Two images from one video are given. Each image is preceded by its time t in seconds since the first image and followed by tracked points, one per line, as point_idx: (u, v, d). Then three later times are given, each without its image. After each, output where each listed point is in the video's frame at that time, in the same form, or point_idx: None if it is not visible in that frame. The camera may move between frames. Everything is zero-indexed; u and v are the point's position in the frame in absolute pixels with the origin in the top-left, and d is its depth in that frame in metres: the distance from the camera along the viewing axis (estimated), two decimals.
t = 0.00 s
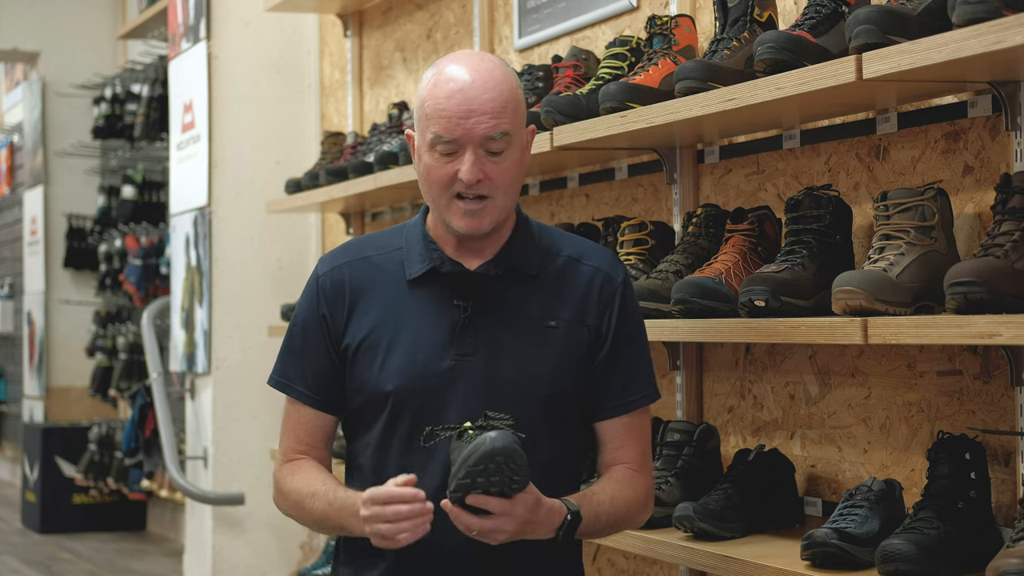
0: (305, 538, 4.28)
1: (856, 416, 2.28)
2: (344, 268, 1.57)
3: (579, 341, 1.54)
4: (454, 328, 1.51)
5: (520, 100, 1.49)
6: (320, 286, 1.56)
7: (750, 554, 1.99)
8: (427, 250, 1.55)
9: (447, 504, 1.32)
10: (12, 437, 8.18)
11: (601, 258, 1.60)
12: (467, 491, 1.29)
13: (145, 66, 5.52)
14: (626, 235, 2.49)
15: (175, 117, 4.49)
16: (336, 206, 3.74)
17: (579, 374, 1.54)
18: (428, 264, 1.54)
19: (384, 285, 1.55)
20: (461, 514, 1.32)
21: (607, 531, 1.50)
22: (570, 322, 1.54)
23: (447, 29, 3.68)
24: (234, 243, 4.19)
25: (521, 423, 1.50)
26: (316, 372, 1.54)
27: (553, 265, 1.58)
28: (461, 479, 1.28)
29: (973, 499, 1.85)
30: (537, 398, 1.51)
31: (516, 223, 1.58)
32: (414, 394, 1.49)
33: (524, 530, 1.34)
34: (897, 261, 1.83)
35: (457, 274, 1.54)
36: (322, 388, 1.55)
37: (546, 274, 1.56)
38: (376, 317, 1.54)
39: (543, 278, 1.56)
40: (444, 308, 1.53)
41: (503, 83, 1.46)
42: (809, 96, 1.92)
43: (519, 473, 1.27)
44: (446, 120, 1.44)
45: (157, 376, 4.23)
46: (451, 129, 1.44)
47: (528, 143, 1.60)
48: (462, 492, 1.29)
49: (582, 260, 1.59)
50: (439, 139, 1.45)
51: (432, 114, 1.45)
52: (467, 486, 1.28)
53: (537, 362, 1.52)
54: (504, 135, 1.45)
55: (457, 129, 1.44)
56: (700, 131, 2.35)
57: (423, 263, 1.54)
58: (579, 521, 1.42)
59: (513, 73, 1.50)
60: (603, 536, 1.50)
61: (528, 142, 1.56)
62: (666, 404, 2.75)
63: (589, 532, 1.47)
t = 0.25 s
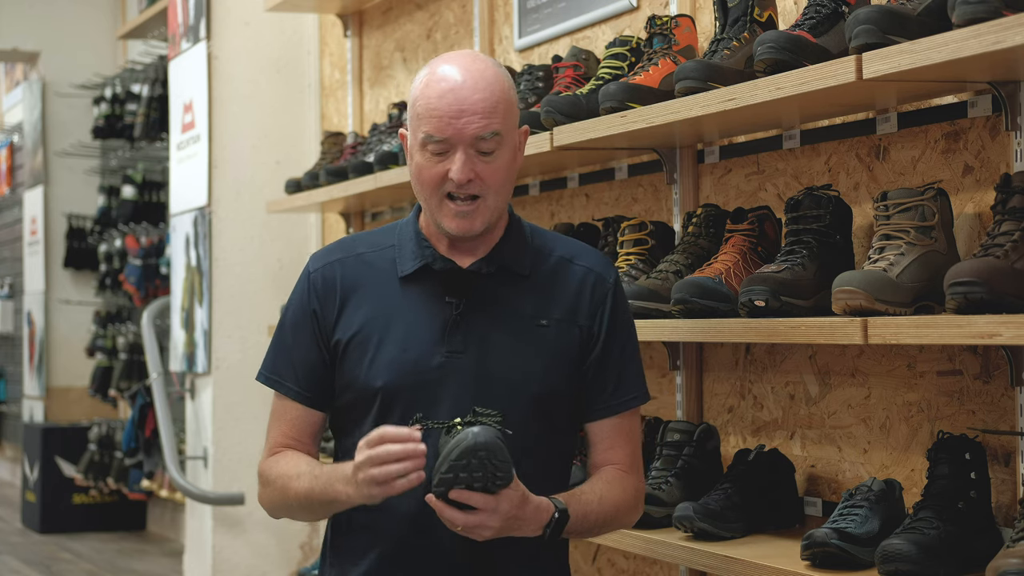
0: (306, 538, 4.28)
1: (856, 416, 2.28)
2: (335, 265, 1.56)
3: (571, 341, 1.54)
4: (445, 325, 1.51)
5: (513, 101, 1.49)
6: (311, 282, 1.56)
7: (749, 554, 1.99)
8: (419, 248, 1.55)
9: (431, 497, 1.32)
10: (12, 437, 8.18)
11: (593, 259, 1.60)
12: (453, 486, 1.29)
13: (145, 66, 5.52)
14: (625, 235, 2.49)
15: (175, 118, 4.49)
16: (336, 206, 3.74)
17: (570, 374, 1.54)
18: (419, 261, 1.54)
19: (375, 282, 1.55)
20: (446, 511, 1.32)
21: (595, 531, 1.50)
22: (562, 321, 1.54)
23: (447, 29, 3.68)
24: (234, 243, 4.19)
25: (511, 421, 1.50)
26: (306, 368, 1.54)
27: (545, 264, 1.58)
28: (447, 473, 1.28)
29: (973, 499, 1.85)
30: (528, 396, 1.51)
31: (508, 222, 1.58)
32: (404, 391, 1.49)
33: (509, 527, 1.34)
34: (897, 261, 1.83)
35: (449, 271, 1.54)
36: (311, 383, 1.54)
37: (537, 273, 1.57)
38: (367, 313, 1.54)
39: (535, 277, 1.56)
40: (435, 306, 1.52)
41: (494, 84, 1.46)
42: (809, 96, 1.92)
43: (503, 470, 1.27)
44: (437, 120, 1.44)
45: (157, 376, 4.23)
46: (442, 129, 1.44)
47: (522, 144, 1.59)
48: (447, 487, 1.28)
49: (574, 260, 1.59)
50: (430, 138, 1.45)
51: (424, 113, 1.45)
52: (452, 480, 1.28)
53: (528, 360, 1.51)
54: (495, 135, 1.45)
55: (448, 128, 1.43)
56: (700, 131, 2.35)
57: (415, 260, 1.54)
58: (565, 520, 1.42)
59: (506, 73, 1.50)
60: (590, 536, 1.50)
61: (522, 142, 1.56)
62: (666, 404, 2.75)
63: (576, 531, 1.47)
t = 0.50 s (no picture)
0: (305, 538, 4.28)
1: (856, 416, 2.28)
2: (325, 265, 1.56)
3: (560, 342, 1.54)
4: (435, 324, 1.51)
5: (502, 100, 1.49)
6: (301, 281, 1.56)
7: (749, 554, 1.99)
8: (409, 248, 1.55)
9: (421, 494, 1.31)
10: (12, 437, 8.18)
11: (582, 261, 1.60)
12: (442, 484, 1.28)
13: (145, 66, 5.52)
14: (625, 235, 2.49)
15: (175, 117, 4.49)
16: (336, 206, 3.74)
17: (559, 374, 1.54)
18: (409, 261, 1.54)
19: (365, 281, 1.55)
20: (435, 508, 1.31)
21: (580, 531, 1.50)
22: (551, 321, 1.54)
23: (447, 29, 3.68)
24: (234, 243, 4.19)
25: (500, 420, 1.50)
26: (295, 367, 1.53)
27: (534, 265, 1.58)
28: (436, 470, 1.28)
29: (973, 499, 1.85)
30: (517, 396, 1.51)
31: (497, 222, 1.58)
32: (393, 390, 1.49)
33: (498, 525, 1.34)
34: (897, 261, 1.83)
35: (439, 271, 1.54)
36: (299, 383, 1.54)
37: (527, 274, 1.57)
38: (357, 313, 1.53)
39: (524, 278, 1.56)
40: (425, 305, 1.52)
41: (484, 83, 1.46)
42: (809, 96, 1.92)
43: (493, 467, 1.27)
44: (427, 119, 1.44)
45: (157, 376, 4.23)
46: (432, 127, 1.44)
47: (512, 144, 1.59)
48: (437, 483, 1.28)
49: (563, 262, 1.59)
50: (420, 137, 1.45)
51: (413, 113, 1.45)
52: (442, 477, 1.27)
53: (517, 360, 1.51)
54: (484, 133, 1.45)
55: (438, 127, 1.43)
56: (700, 131, 2.36)
57: (405, 260, 1.54)
58: (554, 519, 1.42)
59: (496, 73, 1.50)
60: (576, 537, 1.51)
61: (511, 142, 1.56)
62: (666, 404, 2.75)
63: (562, 530, 1.47)
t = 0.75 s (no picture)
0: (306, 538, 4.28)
1: (856, 416, 2.28)
2: (315, 265, 1.56)
3: (551, 343, 1.54)
4: (427, 325, 1.51)
5: (494, 102, 1.49)
6: (291, 281, 1.55)
7: (750, 554, 1.99)
8: (400, 249, 1.55)
9: (413, 493, 1.31)
10: (12, 437, 8.18)
11: (573, 263, 1.61)
12: (434, 482, 1.28)
13: (145, 66, 5.52)
14: (625, 235, 2.49)
15: (175, 118, 4.49)
16: (336, 206, 3.73)
17: (549, 375, 1.54)
18: (400, 262, 1.53)
19: (356, 281, 1.55)
20: (428, 506, 1.31)
21: (572, 533, 1.50)
22: (542, 323, 1.54)
23: (447, 29, 3.68)
24: (234, 243, 4.19)
25: (492, 421, 1.50)
26: (285, 367, 1.53)
27: (525, 267, 1.58)
28: (428, 469, 1.27)
29: (973, 499, 1.85)
30: (509, 397, 1.51)
31: (489, 223, 1.58)
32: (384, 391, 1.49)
33: (490, 526, 1.34)
34: (897, 260, 1.83)
35: (431, 272, 1.53)
36: (290, 383, 1.54)
37: (517, 275, 1.57)
38: (348, 313, 1.53)
39: (515, 279, 1.56)
40: (416, 306, 1.52)
41: (476, 84, 1.46)
42: (809, 96, 1.92)
43: (485, 464, 1.27)
44: (419, 120, 1.44)
45: (157, 376, 4.23)
46: (424, 128, 1.44)
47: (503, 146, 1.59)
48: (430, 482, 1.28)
49: (554, 263, 1.60)
50: (412, 138, 1.45)
51: (406, 114, 1.45)
52: (433, 476, 1.27)
53: (508, 361, 1.51)
54: (477, 135, 1.45)
55: (430, 128, 1.43)
56: (700, 131, 2.35)
57: (396, 261, 1.54)
58: (546, 519, 1.42)
59: (488, 74, 1.50)
60: (568, 537, 1.51)
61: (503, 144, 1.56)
62: (666, 404, 2.75)
63: (555, 531, 1.47)
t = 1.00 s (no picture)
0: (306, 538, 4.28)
1: (856, 416, 2.28)
2: (308, 266, 1.56)
3: (544, 344, 1.54)
4: (420, 326, 1.51)
5: (489, 105, 1.49)
6: (284, 282, 1.55)
7: (750, 554, 1.99)
8: (394, 249, 1.55)
9: (408, 489, 1.31)
10: (12, 437, 8.18)
11: (566, 264, 1.61)
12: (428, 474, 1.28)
13: (145, 66, 5.52)
14: (625, 235, 2.49)
15: (175, 118, 4.49)
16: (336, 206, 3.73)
17: (542, 377, 1.54)
18: (394, 263, 1.53)
19: (349, 282, 1.55)
20: (424, 501, 1.31)
21: (568, 534, 1.50)
22: (535, 324, 1.54)
23: (447, 29, 3.68)
24: (234, 243, 4.19)
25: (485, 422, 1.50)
26: (278, 368, 1.53)
27: (519, 268, 1.58)
28: (421, 461, 1.27)
29: (973, 499, 1.85)
30: (502, 399, 1.51)
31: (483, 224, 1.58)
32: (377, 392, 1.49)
33: (487, 525, 1.34)
34: (897, 260, 1.83)
35: (424, 273, 1.53)
36: (283, 384, 1.53)
37: (511, 276, 1.57)
38: (341, 314, 1.53)
39: (508, 280, 1.56)
40: (410, 307, 1.52)
41: (472, 88, 1.46)
42: (808, 97, 1.92)
43: (481, 452, 1.27)
44: (414, 124, 1.44)
45: (157, 376, 4.23)
46: (419, 133, 1.44)
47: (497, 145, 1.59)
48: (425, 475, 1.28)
49: (547, 265, 1.60)
50: (407, 142, 1.45)
51: (401, 118, 1.45)
52: (427, 467, 1.27)
53: (501, 362, 1.51)
54: (472, 139, 1.45)
55: (425, 133, 1.43)
56: (700, 131, 2.35)
57: (390, 262, 1.54)
58: (543, 521, 1.42)
59: (483, 77, 1.50)
60: (564, 539, 1.51)
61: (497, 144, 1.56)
62: (666, 404, 2.75)
63: (551, 533, 1.47)
